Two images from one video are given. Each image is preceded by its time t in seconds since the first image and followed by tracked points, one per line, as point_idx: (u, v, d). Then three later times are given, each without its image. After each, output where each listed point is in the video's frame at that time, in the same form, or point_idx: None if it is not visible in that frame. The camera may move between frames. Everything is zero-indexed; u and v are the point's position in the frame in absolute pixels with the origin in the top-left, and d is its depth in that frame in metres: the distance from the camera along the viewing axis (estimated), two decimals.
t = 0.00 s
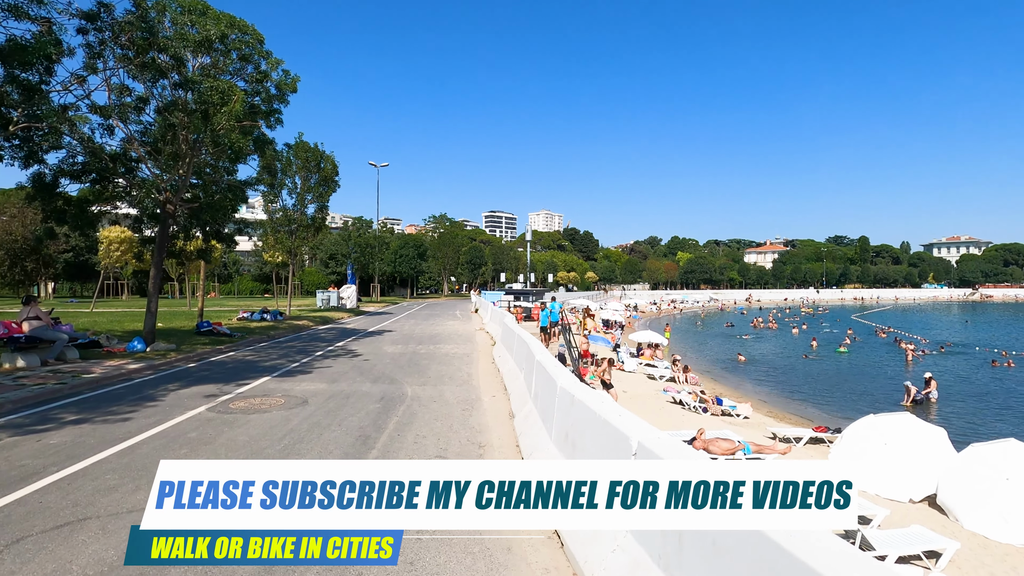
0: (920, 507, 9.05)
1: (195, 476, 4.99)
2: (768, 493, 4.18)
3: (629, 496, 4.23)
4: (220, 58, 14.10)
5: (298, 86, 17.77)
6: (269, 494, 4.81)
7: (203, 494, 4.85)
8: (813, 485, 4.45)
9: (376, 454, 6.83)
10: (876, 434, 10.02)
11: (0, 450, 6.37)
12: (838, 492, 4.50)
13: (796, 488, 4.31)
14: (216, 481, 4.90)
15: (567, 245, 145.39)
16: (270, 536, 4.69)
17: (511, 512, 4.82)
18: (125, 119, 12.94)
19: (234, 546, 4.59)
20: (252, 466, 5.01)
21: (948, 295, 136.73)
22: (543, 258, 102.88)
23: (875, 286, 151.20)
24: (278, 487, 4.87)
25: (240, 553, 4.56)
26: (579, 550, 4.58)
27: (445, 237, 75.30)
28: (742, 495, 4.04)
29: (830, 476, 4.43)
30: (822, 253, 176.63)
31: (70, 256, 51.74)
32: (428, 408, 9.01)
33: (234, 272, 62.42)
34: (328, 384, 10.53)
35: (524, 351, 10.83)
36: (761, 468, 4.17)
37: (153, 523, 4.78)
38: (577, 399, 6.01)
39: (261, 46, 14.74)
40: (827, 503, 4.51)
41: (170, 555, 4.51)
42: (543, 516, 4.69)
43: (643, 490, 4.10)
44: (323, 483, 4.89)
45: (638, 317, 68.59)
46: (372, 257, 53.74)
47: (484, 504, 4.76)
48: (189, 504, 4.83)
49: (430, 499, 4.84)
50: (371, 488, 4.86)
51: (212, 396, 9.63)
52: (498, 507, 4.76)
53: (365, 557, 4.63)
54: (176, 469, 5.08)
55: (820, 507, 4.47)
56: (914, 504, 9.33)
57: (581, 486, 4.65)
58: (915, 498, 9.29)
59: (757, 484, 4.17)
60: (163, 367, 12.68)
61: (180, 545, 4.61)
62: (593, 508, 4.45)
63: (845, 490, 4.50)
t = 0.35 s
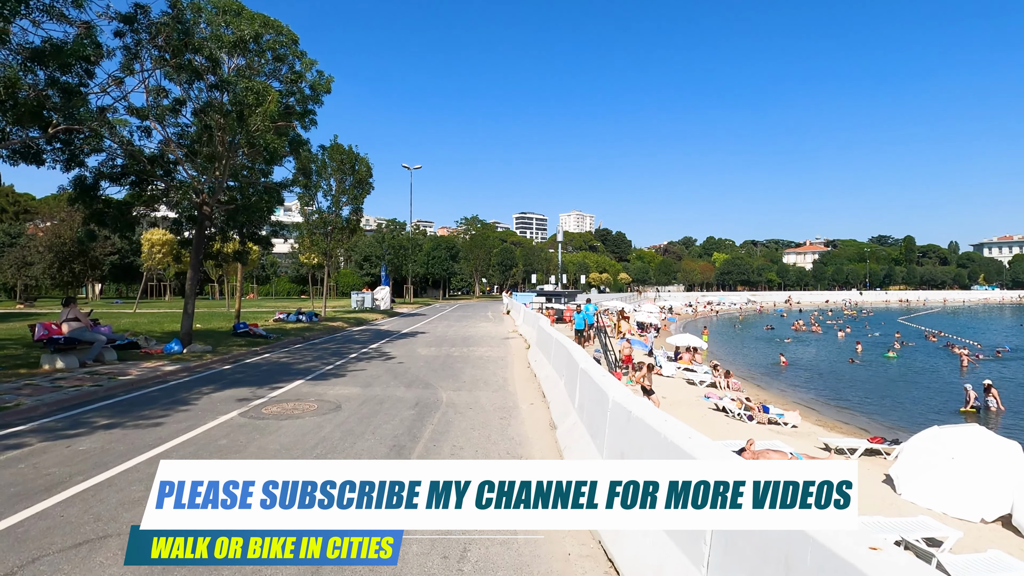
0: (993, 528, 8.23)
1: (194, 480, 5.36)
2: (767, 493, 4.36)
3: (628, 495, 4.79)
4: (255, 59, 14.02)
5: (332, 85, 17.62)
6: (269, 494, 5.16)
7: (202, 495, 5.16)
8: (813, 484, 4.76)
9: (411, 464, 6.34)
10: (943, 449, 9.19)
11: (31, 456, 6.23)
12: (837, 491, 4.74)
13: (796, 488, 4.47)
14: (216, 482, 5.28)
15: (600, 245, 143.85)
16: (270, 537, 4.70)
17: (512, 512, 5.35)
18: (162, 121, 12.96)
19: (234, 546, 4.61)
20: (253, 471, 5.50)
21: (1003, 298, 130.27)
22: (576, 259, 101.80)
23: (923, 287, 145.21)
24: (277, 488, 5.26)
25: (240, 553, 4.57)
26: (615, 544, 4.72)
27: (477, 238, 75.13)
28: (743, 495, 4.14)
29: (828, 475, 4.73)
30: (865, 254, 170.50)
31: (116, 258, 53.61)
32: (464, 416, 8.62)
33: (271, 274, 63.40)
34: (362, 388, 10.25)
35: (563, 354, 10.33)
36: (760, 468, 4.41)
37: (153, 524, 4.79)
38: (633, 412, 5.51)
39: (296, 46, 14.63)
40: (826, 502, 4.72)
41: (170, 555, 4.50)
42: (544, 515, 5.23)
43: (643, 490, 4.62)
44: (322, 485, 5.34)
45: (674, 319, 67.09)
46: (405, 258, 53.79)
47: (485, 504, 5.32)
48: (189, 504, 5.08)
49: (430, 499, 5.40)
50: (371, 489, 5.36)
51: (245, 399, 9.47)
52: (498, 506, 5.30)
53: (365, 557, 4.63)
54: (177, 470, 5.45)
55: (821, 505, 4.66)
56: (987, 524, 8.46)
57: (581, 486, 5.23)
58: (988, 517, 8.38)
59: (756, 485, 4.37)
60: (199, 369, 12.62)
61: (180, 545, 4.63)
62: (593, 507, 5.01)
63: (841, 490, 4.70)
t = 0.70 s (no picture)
0: None
1: (194, 477, 5.06)
2: (769, 492, 3.92)
3: (629, 495, 4.88)
4: (278, 57, 13.82)
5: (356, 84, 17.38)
6: (269, 494, 4.89)
7: (203, 495, 4.93)
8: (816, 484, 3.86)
9: (427, 464, 5.67)
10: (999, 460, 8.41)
11: (45, 466, 5.97)
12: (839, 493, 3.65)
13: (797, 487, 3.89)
14: (215, 482, 4.95)
15: (621, 246, 142.61)
16: (270, 536, 4.75)
17: (511, 512, 5.01)
18: (184, 120, 12.85)
19: (233, 546, 4.66)
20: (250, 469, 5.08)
21: None
22: (597, 259, 101.06)
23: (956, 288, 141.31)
24: (277, 487, 4.95)
25: (240, 553, 4.63)
26: (650, 545, 4.78)
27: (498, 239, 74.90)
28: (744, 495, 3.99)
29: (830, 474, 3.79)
30: (895, 254, 166.47)
31: (143, 259, 54.84)
32: (493, 424, 8.20)
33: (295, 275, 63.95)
34: (387, 393, 9.91)
35: (593, 357, 9.83)
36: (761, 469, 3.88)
37: (153, 524, 4.82)
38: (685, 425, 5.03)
39: (319, 43, 14.41)
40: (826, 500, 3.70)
41: (170, 555, 4.56)
42: (544, 515, 4.94)
43: (643, 490, 4.81)
44: (322, 484, 4.98)
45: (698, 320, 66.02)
46: (427, 260, 53.73)
47: (484, 504, 4.94)
48: (189, 505, 4.90)
49: (430, 499, 5.04)
50: (371, 489, 4.98)
51: (267, 404, 9.20)
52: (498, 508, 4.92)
53: (365, 557, 4.71)
54: (176, 468, 5.15)
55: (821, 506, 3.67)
56: None
57: (580, 486, 4.96)
58: None
59: (757, 483, 3.96)
60: (221, 372, 12.42)
61: (180, 545, 4.68)
62: (594, 508, 4.84)
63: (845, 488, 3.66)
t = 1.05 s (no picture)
0: None
1: (195, 481, 5.54)
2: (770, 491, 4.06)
3: (628, 496, 5.31)
4: (294, 52, 13.57)
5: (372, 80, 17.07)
6: (269, 494, 5.30)
7: (202, 495, 5.32)
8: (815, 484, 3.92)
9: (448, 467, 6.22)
10: None
11: (46, 473, 5.66)
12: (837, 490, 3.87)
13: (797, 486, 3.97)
14: (216, 483, 5.47)
15: (639, 246, 141.21)
16: (270, 536, 4.67)
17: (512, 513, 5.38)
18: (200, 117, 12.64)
19: (234, 546, 4.57)
20: (252, 471, 5.72)
21: None
22: (615, 258, 99.90)
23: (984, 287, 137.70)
24: (277, 488, 5.41)
25: (239, 554, 4.52)
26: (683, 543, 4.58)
27: (515, 239, 74.48)
28: (742, 494, 4.19)
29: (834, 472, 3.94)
30: (921, 252, 162.45)
31: (164, 259, 55.33)
32: (516, 430, 7.78)
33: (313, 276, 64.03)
34: (404, 394, 9.57)
35: (619, 356, 9.34)
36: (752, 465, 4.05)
37: (153, 525, 4.74)
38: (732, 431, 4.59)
39: (335, 37, 14.14)
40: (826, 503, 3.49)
41: (170, 555, 4.43)
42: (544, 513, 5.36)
43: (643, 490, 5.26)
44: (322, 485, 5.46)
45: (719, 321, 64.88)
46: (444, 259, 53.39)
47: (484, 504, 5.35)
48: (189, 504, 5.16)
49: (430, 499, 5.46)
50: (371, 489, 5.46)
51: (282, 405, 8.92)
52: (497, 505, 5.34)
53: (365, 557, 4.54)
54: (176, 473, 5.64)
55: (820, 506, 3.62)
56: None
57: (580, 487, 5.48)
58: None
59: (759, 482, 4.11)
60: (237, 372, 12.14)
61: (180, 545, 4.57)
62: (594, 507, 5.28)
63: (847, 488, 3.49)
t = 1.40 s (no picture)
0: None
1: (194, 481, 5.68)
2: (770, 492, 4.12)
3: (628, 496, 5.58)
4: (307, 46, 13.25)
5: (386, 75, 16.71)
6: (269, 494, 5.44)
7: (202, 496, 5.43)
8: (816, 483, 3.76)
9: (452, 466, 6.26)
10: None
11: (40, 484, 5.36)
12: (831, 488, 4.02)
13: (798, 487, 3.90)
14: (216, 483, 5.65)
15: (657, 245, 139.76)
16: (270, 537, 4.66)
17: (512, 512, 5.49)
18: (211, 113, 12.37)
19: (233, 547, 4.55)
20: (252, 471, 5.92)
21: None
22: (632, 258, 98.80)
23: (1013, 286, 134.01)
24: (277, 488, 5.55)
25: (239, 554, 4.49)
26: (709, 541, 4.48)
27: (530, 239, 73.96)
28: (742, 494, 4.37)
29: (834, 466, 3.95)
30: (947, 251, 158.64)
31: (184, 259, 55.81)
32: (537, 439, 7.29)
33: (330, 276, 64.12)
34: (418, 399, 9.19)
35: (643, 359, 8.83)
36: (760, 466, 4.17)
37: (154, 525, 4.73)
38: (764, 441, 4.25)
39: (348, 31, 13.80)
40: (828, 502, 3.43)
41: (170, 555, 4.40)
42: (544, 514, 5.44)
43: (643, 491, 5.58)
44: (322, 486, 5.64)
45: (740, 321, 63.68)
46: (460, 259, 53.05)
47: (484, 504, 5.51)
48: (189, 504, 5.26)
49: (430, 499, 5.57)
50: (371, 489, 5.62)
51: (292, 410, 8.59)
52: (497, 505, 5.49)
53: (365, 557, 4.50)
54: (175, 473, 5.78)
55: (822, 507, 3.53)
56: None
57: (580, 488, 5.75)
58: None
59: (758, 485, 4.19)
60: (249, 374, 11.83)
61: (180, 545, 4.54)
62: (593, 506, 5.44)
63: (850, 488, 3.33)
